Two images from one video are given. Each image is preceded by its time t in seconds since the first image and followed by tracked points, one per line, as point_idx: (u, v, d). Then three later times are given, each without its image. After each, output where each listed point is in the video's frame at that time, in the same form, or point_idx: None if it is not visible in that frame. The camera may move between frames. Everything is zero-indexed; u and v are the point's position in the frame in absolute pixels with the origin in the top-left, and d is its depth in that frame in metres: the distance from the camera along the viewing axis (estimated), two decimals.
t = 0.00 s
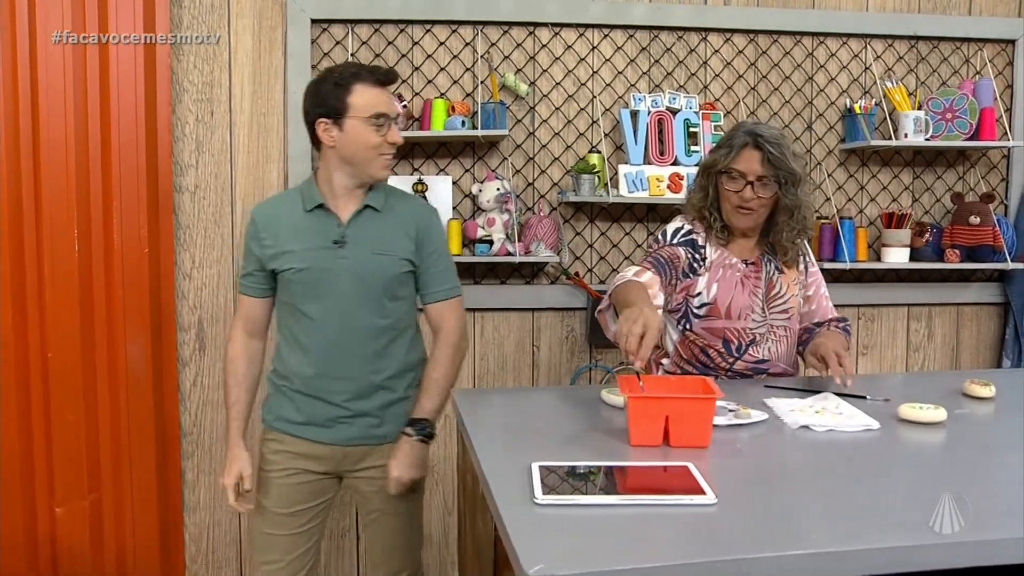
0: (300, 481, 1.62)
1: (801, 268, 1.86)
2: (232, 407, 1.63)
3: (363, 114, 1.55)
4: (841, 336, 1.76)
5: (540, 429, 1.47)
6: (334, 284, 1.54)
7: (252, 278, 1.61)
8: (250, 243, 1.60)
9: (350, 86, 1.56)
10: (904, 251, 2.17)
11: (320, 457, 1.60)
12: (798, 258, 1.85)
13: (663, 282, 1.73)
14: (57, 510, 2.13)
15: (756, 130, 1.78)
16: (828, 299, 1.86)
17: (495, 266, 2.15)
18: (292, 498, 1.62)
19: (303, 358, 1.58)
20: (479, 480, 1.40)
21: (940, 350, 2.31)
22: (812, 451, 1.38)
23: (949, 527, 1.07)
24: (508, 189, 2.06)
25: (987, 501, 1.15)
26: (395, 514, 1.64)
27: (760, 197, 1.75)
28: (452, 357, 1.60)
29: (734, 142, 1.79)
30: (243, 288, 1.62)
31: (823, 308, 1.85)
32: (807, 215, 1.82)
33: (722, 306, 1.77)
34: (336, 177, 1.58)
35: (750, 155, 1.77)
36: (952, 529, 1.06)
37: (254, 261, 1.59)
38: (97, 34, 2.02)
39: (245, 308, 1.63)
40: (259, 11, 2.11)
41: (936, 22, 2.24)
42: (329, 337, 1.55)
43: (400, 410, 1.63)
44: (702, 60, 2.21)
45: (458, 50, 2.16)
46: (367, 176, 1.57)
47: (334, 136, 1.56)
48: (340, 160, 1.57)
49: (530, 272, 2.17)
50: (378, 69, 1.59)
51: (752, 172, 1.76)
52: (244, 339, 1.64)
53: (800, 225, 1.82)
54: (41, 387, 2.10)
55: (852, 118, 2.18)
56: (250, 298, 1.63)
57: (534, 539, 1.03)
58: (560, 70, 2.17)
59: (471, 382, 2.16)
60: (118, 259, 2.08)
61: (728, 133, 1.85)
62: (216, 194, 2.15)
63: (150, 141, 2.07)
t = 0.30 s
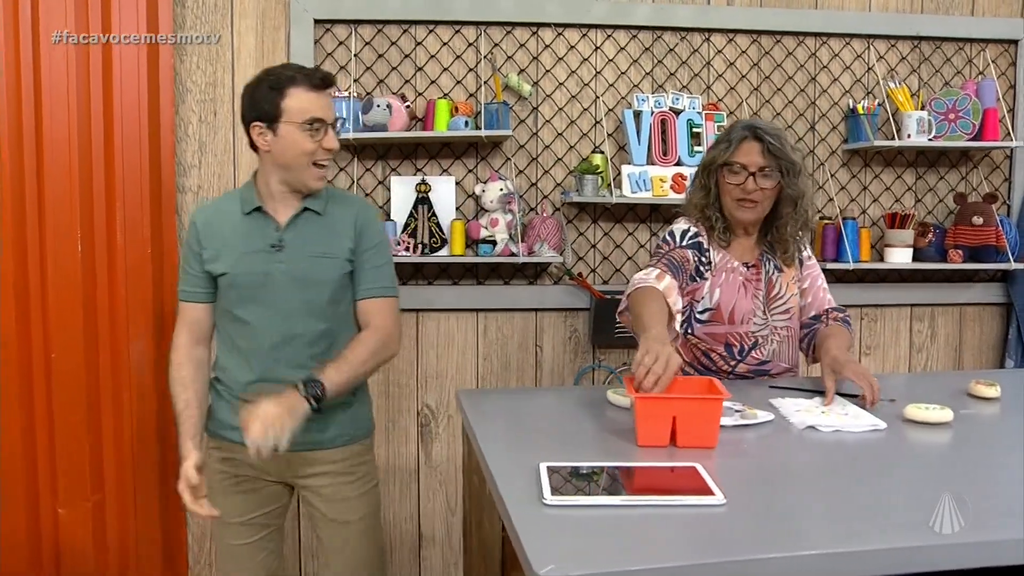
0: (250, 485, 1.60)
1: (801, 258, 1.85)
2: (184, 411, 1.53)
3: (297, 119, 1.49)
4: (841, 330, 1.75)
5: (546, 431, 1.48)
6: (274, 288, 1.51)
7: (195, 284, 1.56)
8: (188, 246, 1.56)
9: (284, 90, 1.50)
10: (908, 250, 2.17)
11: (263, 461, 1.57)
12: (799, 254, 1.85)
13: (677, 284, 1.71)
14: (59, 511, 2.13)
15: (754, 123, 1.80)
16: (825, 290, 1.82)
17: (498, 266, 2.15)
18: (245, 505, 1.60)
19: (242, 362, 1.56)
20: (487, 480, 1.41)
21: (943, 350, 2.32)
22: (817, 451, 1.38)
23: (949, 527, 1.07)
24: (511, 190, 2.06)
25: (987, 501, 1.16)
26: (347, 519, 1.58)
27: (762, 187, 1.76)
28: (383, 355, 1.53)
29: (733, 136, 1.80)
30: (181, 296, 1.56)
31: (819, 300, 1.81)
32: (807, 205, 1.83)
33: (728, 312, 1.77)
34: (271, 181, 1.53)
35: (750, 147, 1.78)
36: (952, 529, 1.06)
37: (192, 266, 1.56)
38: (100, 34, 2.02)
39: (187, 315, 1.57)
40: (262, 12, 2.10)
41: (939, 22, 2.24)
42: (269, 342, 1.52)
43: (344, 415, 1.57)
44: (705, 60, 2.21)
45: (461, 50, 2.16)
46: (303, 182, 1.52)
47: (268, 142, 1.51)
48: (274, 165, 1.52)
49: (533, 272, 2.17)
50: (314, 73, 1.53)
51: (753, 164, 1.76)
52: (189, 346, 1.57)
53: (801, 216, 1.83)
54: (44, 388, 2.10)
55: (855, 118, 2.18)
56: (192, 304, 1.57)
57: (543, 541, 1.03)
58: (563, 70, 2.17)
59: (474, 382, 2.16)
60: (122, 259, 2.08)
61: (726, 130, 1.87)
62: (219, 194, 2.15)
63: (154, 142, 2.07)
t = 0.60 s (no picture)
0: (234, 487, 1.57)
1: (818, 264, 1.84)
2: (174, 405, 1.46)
3: (263, 118, 1.50)
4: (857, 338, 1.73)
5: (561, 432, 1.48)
6: (247, 291, 1.51)
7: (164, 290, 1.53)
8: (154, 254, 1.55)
9: (248, 90, 1.51)
10: (922, 251, 2.16)
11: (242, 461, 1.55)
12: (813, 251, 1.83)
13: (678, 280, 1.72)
14: (74, 509, 2.14)
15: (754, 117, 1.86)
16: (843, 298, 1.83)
17: (511, 266, 2.15)
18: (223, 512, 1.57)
19: (216, 365, 1.56)
20: (505, 480, 1.42)
21: (957, 351, 2.31)
22: (834, 452, 1.38)
23: (948, 527, 1.07)
24: (525, 189, 2.06)
25: (1008, 503, 1.15)
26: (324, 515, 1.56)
27: (761, 173, 1.80)
28: (352, 347, 1.54)
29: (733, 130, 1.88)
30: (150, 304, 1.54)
31: (836, 305, 1.81)
32: (815, 196, 1.85)
33: (737, 307, 1.76)
34: (240, 182, 1.54)
35: (747, 137, 1.84)
36: (951, 529, 1.06)
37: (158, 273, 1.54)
38: (116, 34, 2.03)
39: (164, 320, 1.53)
40: (277, 12, 2.11)
41: (955, 21, 2.23)
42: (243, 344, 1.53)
43: (323, 413, 1.58)
44: (719, 60, 2.21)
45: (475, 50, 2.16)
46: (272, 181, 1.53)
47: (235, 143, 1.52)
48: (242, 165, 1.53)
49: (547, 272, 2.17)
50: (279, 71, 1.53)
51: (750, 152, 1.81)
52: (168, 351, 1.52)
53: (809, 207, 1.84)
54: (58, 386, 2.11)
55: (870, 117, 2.18)
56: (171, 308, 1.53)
57: (563, 541, 1.03)
58: (576, 70, 2.17)
59: (488, 382, 2.16)
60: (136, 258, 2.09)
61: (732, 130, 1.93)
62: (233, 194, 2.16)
63: (168, 141, 2.08)
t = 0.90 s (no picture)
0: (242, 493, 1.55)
1: (855, 276, 1.82)
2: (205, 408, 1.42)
3: (271, 112, 1.48)
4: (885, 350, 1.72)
5: (587, 432, 1.48)
6: (256, 294, 1.47)
7: (169, 294, 1.48)
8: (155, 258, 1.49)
9: (254, 84, 1.48)
10: (946, 251, 2.15)
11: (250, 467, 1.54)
12: (841, 253, 1.82)
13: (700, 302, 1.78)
14: (99, 506, 2.16)
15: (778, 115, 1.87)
16: (877, 314, 1.80)
17: (534, 266, 2.15)
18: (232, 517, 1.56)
19: (222, 372, 1.52)
20: (532, 479, 1.42)
21: (982, 352, 2.29)
22: (862, 453, 1.37)
23: (948, 527, 1.07)
24: (547, 189, 2.06)
25: None
26: (327, 516, 1.55)
27: (774, 169, 1.82)
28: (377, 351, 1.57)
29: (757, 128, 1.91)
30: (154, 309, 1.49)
31: (870, 320, 1.79)
32: (835, 194, 1.82)
33: (752, 298, 1.80)
34: (249, 179, 1.51)
35: (766, 135, 1.87)
36: (950, 529, 1.06)
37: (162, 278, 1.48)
38: (141, 34, 2.05)
39: (172, 324, 1.48)
40: (300, 12, 2.11)
41: (980, 19, 2.22)
42: (250, 350, 1.49)
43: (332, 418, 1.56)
44: (742, 59, 2.20)
45: (497, 49, 2.16)
46: (281, 177, 1.50)
47: (242, 139, 1.49)
48: (251, 162, 1.50)
49: (568, 272, 2.17)
50: (284, 65, 1.52)
51: (765, 147, 1.84)
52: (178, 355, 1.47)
53: (827, 205, 1.82)
54: (83, 384, 2.13)
55: (894, 117, 2.17)
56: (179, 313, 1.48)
57: (593, 541, 1.03)
58: (599, 70, 2.17)
59: (510, 381, 2.16)
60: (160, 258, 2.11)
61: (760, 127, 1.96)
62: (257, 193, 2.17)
63: (193, 141, 2.09)
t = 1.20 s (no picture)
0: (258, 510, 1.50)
1: (890, 281, 1.81)
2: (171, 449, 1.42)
3: (290, 95, 1.49)
4: (918, 359, 1.74)
5: (613, 432, 1.48)
6: (278, 291, 1.44)
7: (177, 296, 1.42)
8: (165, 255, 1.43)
9: (271, 72, 1.50)
10: (972, 251, 2.13)
11: (268, 483, 1.48)
12: (869, 258, 1.80)
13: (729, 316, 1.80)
14: (124, 504, 2.18)
15: (806, 121, 1.88)
16: (914, 315, 1.79)
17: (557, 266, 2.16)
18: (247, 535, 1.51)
19: (238, 376, 1.47)
20: (558, 479, 1.42)
21: (1008, 353, 2.27)
22: (890, 454, 1.37)
23: (948, 527, 1.07)
24: (570, 189, 2.06)
25: None
26: (336, 532, 1.52)
27: (798, 176, 1.83)
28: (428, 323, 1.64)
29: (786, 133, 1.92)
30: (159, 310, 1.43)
31: (906, 325, 1.78)
32: (861, 200, 1.80)
33: (771, 298, 1.80)
34: (273, 168, 1.50)
35: (793, 141, 1.88)
36: (950, 529, 1.06)
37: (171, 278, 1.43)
38: (167, 34, 2.07)
39: (175, 332, 1.43)
40: (324, 13, 2.13)
41: (1007, 19, 2.20)
42: (271, 350, 1.46)
43: (349, 426, 1.53)
44: (766, 59, 2.19)
45: (521, 50, 2.17)
46: (305, 160, 1.50)
47: (264, 125, 1.48)
48: (274, 149, 1.49)
49: (591, 272, 2.18)
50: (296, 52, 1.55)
51: (792, 154, 1.86)
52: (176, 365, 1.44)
53: (852, 211, 1.80)
54: (109, 382, 2.15)
55: (919, 117, 2.15)
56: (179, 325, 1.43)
57: (621, 541, 1.03)
58: (622, 70, 2.17)
59: (533, 381, 2.16)
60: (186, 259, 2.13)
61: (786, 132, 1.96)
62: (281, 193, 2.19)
63: (218, 141, 2.10)
